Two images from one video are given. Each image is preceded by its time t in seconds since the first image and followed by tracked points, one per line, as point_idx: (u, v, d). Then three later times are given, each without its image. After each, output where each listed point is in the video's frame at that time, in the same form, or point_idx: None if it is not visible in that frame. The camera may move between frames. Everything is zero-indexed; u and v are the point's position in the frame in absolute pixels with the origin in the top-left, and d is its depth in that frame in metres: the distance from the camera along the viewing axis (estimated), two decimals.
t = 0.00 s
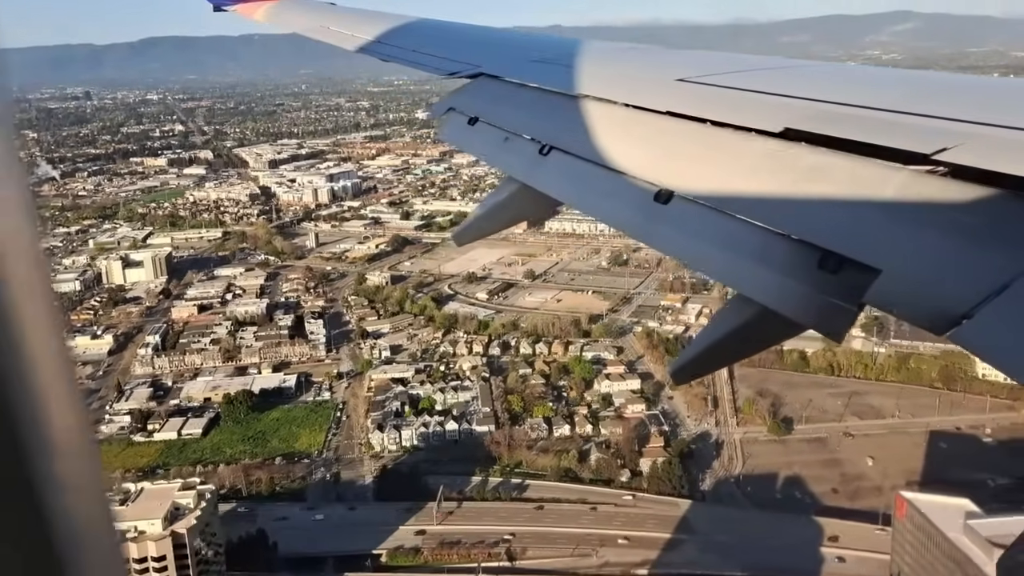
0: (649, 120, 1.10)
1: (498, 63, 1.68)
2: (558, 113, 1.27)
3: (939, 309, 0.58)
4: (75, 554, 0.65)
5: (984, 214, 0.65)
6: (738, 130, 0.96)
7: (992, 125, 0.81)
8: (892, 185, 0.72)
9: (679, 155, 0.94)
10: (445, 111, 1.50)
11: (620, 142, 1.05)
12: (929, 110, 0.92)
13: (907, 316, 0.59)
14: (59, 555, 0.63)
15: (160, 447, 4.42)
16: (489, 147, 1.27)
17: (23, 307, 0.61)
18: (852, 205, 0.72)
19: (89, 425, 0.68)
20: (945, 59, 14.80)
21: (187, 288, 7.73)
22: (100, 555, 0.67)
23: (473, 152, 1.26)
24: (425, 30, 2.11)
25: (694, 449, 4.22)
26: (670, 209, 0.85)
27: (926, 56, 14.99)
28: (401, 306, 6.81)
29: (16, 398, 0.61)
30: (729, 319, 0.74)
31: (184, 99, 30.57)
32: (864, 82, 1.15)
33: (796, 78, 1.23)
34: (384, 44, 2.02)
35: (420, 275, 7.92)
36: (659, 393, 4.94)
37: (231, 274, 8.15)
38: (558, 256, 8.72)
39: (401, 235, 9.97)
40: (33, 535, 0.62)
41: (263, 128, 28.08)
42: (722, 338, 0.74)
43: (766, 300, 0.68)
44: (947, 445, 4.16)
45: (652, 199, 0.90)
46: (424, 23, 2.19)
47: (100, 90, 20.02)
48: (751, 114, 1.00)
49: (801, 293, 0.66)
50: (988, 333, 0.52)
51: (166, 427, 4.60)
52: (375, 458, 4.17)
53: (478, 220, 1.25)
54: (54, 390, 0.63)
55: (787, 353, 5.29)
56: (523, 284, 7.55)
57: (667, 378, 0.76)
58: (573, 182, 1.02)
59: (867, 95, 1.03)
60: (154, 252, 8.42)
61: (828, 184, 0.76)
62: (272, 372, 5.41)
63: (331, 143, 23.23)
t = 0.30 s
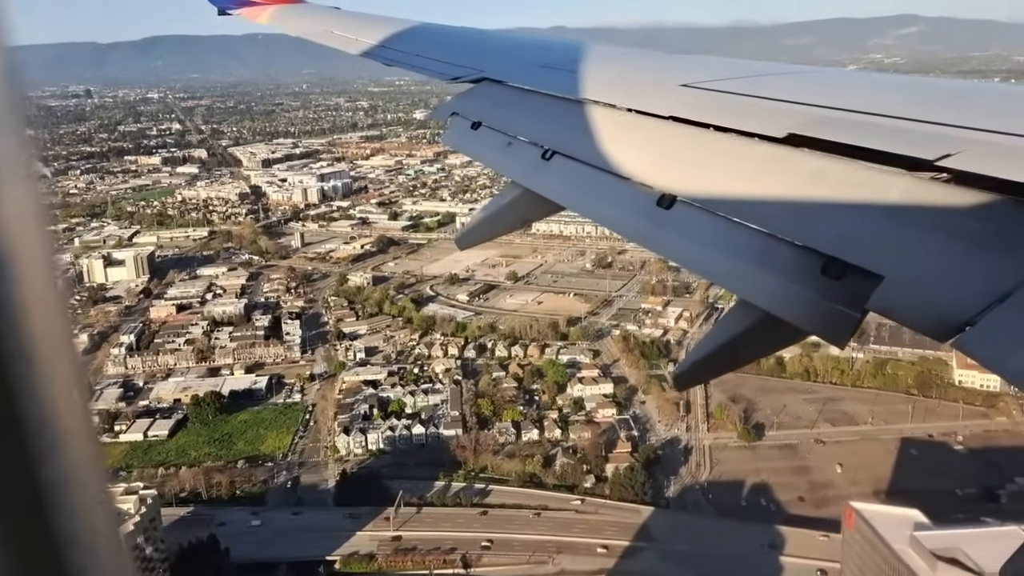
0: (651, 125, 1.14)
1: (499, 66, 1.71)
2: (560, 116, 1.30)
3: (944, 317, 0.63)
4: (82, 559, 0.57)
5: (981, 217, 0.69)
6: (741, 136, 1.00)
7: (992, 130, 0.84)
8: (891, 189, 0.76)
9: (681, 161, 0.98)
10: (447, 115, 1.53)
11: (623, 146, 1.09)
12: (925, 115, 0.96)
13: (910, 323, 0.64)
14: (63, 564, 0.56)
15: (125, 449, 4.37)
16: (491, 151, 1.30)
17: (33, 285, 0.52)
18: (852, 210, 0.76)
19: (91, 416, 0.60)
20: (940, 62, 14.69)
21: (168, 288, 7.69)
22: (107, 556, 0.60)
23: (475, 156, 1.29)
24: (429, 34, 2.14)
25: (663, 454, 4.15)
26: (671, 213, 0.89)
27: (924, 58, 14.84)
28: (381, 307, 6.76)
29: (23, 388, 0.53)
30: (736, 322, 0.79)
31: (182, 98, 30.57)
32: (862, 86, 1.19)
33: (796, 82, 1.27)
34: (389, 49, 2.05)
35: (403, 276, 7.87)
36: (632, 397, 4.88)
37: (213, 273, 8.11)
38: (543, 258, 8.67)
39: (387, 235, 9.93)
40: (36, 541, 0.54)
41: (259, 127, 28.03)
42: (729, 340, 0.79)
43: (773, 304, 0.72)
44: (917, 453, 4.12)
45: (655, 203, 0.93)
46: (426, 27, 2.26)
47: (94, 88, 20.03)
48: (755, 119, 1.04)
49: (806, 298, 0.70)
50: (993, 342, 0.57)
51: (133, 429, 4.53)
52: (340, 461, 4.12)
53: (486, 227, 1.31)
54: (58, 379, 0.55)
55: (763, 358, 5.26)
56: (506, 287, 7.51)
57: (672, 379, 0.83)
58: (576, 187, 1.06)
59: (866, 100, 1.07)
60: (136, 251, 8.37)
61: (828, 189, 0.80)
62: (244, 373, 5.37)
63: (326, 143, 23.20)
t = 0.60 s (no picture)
0: (653, 133, 1.12)
1: (500, 77, 1.70)
2: (564, 126, 1.28)
3: (945, 324, 0.58)
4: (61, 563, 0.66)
5: (983, 227, 0.66)
6: (744, 145, 0.97)
7: (994, 143, 0.83)
8: (894, 203, 0.73)
9: (683, 171, 0.95)
10: (449, 123, 1.51)
11: (626, 155, 1.06)
12: (931, 127, 0.93)
13: (910, 329, 0.59)
14: (45, 568, 0.64)
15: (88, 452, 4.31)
16: (492, 159, 1.27)
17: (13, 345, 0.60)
18: (852, 218, 0.73)
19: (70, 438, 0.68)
20: (938, 63, 14.52)
21: (147, 289, 7.64)
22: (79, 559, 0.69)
23: (476, 164, 1.26)
24: (434, 45, 2.13)
25: (630, 458, 4.11)
26: (672, 221, 0.85)
27: (925, 62, 14.65)
28: (359, 309, 6.70)
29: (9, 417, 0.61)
30: (735, 332, 0.73)
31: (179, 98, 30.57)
32: (868, 100, 1.16)
33: (802, 95, 1.24)
34: (394, 59, 2.03)
35: (385, 277, 7.81)
36: (605, 401, 4.83)
37: (195, 274, 8.08)
38: (527, 259, 8.62)
39: (372, 236, 9.87)
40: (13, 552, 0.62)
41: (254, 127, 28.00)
42: (729, 351, 0.74)
43: (775, 313, 0.67)
44: (888, 458, 4.06)
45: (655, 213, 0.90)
46: (426, 36, 2.29)
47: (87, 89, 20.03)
48: (757, 129, 1.01)
49: (807, 308, 0.65)
50: (995, 348, 0.52)
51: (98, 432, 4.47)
52: (304, 466, 4.06)
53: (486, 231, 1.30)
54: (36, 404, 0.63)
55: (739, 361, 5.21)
56: (488, 288, 7.45)
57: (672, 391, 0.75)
58: (575, 194, 1.03)
59: (872, 113, 1.04)
60: (117, 252, 8.31)
61: (833, 199, 0.77)
62: (215, 376, 5.32)
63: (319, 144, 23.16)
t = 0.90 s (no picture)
0: (653, 136, 1.12)
1: (502, 82, 1.66)
2: (563, 129, 1.27)
3: (947, 330, 0.58)
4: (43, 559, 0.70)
5: (982, 233, 0.66)
6: (745, 150, 0.97)
7: (992, 144, 0.84)
8: (892, 209, 0.74)
9: (683, 175, 0.95)
10: (445, 128, 1.46)
11: (628, 158, 1.05)
12: (930, 130, 0.94)
13: (910, 334, 0.59)
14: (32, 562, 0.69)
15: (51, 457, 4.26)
16: (491, 165, 1.23)
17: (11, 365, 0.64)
18: (853, 223, 0.73)
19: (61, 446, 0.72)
20: (936, 65, 14.28)
21: (126, 291, 7.59)
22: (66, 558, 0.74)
23: (472, 167, 1.24)
24: (433, 51, 2.11)
25: (597, 463, 4.05)
26: (674, 227, 0.84)
27: (925, 64, 14.41)
28: (337, 312, 6.65)
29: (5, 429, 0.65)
30: (739, 337, 0.72)
31: (174, 98, 30.53)
32: (866, 103, 1.17)
33: (800, 97, 1.25)
34: (392, 63, 2.01)
35: (366, 279, 7.75)
36: (577, 405, 4.78)
37: (176, 274, 8.04)
38: (511, 261, 8.56)
39: (357, 237, 9.81)
40: (7, 549, 0.67)
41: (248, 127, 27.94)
42: (732, 354, 0.73)
43: (776, 316, 0.67)
44: (857, 462, 4.02)
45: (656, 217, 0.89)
46: (427, 44, 2.23)
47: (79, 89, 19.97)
48: (759, 134, 1.01)
49: (806, 311, 0.66)
50: (997, 352, 0.53)
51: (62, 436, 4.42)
52: (268, 471, 4.00)
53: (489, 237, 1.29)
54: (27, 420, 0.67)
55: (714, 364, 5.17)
56: (470, 290, 7.39)
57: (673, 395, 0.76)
58: (578, 201, 1.01)
59: (870, 116, 1.05)
60: (97, 253, 8.25)
61: (834, 205, 0.77)
62: (186, 380, 5.27)
63: (312, 145, 23.10)
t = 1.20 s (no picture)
0: (655, 137, 1.13)
1: (504, 83, 1.66)
2: (565, 130, 1.28)
3: (949, 330, 0.58)
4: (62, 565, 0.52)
5: (988, 232, 0.66)
6: (747, 150, 0.98)
7: (996, 142, 0.83)
8: (893, 209, 0.74)
9: (684, 175, 0.96)
10: (450, 128, 1.49)
11: (631, 160, 1.06)
12: (932, 128, 0.93)
13: (912, 334, 0.59)
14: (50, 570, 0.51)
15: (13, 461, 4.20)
16: (494, 165, 1.26)
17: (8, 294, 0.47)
18: (856, 224, 0.73)
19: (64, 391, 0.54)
20: (936, 64, 13.96)
21: (105, 294, 7.54)
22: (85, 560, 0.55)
23: (476, 167, 1.25)
24: (434, 50, 2.10)
25: (564, 467, 4.01)
26: (676, 227, 0.86)
27: (922, 64, 14.24)
28: (314, 314, 6.60)
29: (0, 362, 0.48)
30: (744, 336, 0.74)
31: (170, 99, 30.54)
32: (866, 102, 1.17)
33: (799, 95, 1.25)
34: (393, 63, 2.00)
35: (348, 281, 7.70)
36: (548, 408, 4.72)
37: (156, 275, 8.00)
38: (495, 263, 8.50)
39: (342, 239, 9.76)
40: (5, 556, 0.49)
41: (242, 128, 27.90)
42: (733, 355, 0.74)
43: (777, 315, 0.68)
44: (826, 467, 3.97)
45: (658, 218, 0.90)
46: (429, 42, 2.22)
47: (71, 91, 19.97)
48: (759, 133, 1.02)
49: (809, 311, 0.67)
50: (1000, 351, 0.52)
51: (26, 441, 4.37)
52: (231, 476, 3.95)
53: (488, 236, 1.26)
54: (28, 356, 0.50)
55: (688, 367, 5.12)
56: (451, 292, 7.33)
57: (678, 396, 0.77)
58: (581, 201, 1.03)
59: (870, 114, 1.04)
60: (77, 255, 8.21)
61: (833, 206, 0.77)
62: (157, 383, 5.22)
63: (306, 146, 23.05)
